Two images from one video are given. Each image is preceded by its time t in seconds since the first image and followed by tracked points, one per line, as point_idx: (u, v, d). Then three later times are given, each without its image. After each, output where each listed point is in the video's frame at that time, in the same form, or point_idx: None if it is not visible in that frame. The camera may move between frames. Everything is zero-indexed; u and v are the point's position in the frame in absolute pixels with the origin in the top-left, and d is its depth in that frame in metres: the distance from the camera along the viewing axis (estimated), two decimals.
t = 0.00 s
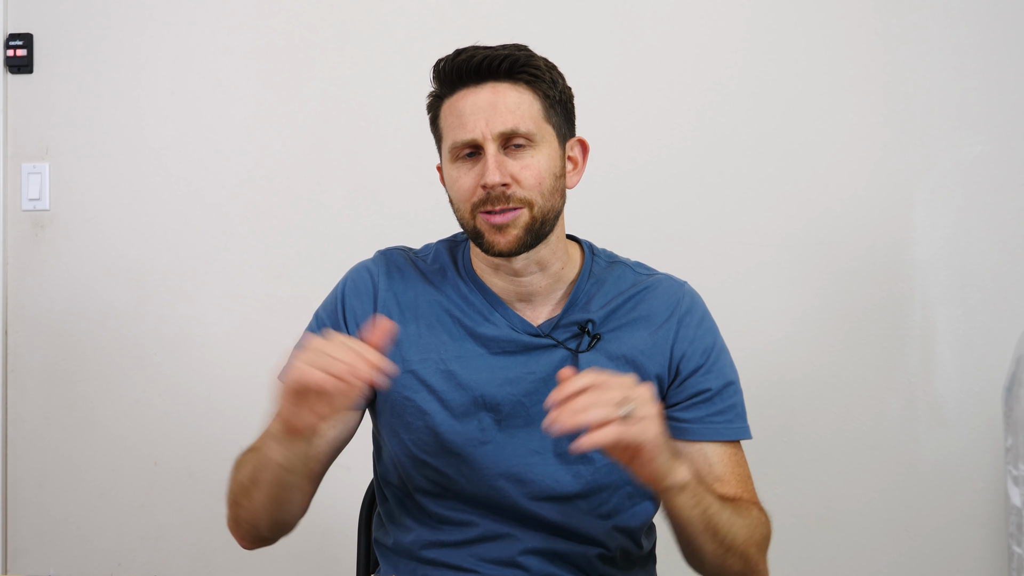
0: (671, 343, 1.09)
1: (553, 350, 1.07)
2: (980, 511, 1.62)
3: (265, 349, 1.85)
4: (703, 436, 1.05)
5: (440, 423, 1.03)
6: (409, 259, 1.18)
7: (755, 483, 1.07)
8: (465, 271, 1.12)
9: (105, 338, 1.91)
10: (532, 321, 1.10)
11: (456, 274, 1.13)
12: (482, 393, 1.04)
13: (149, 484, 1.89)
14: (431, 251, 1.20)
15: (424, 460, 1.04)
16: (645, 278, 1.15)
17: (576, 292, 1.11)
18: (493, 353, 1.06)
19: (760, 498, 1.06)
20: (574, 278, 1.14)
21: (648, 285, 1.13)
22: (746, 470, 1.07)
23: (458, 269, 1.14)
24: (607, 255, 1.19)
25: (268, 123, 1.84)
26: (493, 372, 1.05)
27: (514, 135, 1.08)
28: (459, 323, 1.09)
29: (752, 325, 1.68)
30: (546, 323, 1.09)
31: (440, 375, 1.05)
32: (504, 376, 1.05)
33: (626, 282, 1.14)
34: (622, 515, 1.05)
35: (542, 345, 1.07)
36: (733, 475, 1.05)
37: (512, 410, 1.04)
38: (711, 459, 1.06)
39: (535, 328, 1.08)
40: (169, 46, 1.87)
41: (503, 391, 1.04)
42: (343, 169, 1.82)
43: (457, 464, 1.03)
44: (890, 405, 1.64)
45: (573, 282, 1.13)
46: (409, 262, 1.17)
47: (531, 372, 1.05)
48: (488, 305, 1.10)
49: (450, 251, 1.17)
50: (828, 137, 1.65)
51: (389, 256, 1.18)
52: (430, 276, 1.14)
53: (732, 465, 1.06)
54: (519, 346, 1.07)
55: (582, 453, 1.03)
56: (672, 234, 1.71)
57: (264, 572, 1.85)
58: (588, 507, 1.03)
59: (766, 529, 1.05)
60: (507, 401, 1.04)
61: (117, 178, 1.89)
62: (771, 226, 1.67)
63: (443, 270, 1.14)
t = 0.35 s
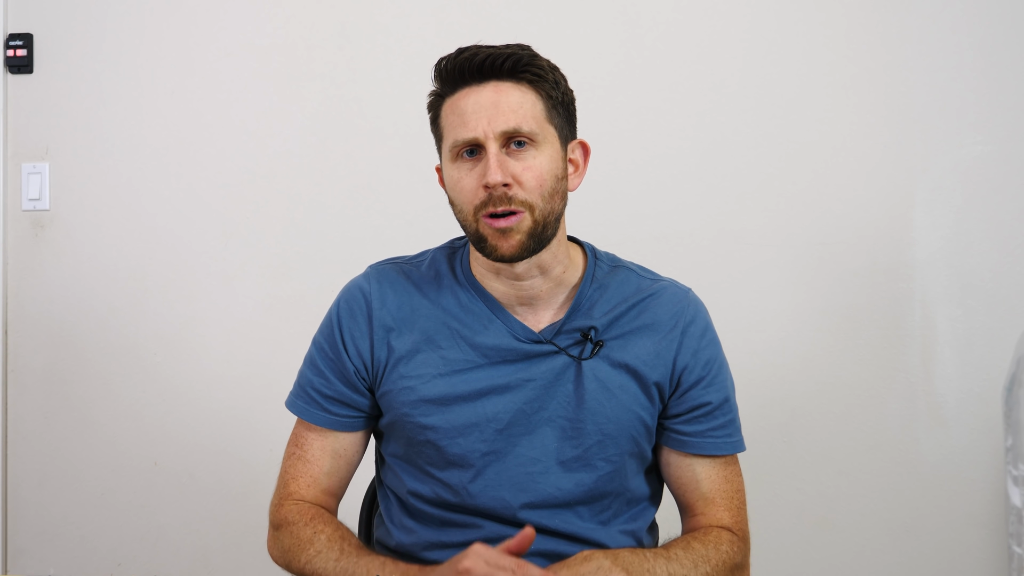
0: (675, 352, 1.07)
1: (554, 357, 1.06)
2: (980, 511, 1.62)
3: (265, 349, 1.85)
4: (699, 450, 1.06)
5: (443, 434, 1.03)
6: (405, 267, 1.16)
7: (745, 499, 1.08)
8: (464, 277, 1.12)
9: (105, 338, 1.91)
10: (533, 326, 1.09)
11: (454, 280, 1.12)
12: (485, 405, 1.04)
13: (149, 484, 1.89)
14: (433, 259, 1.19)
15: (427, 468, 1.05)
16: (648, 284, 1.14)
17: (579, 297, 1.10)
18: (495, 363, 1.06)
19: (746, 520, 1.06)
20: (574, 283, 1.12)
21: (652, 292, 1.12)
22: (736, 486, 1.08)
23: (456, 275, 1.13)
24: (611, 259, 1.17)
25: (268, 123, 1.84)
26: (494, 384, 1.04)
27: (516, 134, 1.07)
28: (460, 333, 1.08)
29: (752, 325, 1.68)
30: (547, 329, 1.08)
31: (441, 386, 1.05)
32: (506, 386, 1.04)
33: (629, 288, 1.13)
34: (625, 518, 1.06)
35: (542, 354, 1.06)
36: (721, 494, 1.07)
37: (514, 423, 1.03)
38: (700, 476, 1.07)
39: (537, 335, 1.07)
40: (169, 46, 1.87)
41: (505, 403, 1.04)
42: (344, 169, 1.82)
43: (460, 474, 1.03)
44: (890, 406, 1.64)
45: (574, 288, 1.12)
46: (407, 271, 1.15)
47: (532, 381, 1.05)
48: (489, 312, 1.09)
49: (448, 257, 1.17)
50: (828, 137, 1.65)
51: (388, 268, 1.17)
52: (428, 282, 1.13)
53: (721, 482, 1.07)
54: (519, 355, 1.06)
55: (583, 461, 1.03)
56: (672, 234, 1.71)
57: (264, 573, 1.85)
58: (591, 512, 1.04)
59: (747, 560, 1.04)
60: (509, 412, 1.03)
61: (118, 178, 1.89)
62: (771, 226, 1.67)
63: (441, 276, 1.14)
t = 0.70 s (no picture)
0: (676, 355, 1.07)
1: (554, 358, 1.06)
2: (980, 511, 1.62)
3: (266, 349, 1.85)
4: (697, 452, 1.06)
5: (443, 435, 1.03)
6: (405, 267, 1.16)
7: (741, 506, 1.07)
8: (464, 277, 1.12)
9: (104, 338, 1.91)
10: (533, 327, 1.09)
11: (454, 279, 1.12)
12: (484, 406, 1.04)
13: (149, 484, 1.89)
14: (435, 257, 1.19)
15: (427, 468, 1.05)
16: (649, 286, 1.14)
17: (580, 297, 1.10)
18: (495, 364, 1.06)
19: (742, 528, 1.05)
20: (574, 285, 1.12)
21: (653, 294, 1.12)
22: (733, 492, 1.07)
23: (456, 274, 1.13)
24: (612, 260, 1.17)
25: (267, 123, 1.84)
26: (493, 385, 1.04)
27: (523, 134, 1.07)
28: (460, 333, 1.08)
29: (752, 325, 1.68)
30: (547, 330, 1.08)
31: (441, 387, 1.05)
32: (505, 387, 1.04)
33: (630, 289, 1.13)
34: (623, 520, 1.06)
35: (542, 354, 1.06)
36: (716, 499, 1.06)
37: (513, 424, 1.03)
38: (696, 479, 1.07)
39: (536, 335, 1.07)
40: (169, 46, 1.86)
41: (505, 404, 1.04)
42: (344, 169, 1.82)
43: (459, 475, 1.03)
44: (890, 406, 1.64)
45: (574, 288, 1.12)
46: (407, 270, 1.15)
47: (532, 382, 1.05)
48: (489, 312, 1.09)
49: (449, 257, 1.17)
50: (828, 137, 1.65)
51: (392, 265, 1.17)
52: (428, 283, 1.13)
53: (717, 486, 1.06)
54: (519, 356, 1.06)
55: (582, 462, 1.03)
56: (672, 234, 1.71)
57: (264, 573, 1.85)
58: (589, 514, 1.04)
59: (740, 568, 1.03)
60: (508, 414, 1.03)
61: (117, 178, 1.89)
62: (771, 226, 1.67)
63: (441, 275, 1.14)
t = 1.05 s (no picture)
0: (674, 366, 1.11)
1: (563, 384, 1.07)
2: (979, 511, 1.68)
3: (267, 349, 1.85)
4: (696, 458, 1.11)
5: (453, 455, 1.04)
6: (413, 276, 1.20)
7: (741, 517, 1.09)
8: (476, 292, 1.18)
9: (105, 338, 1.90)
10: (537, 351, 1.09)
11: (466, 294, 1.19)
12: (494, 432, 1.04)
13: (150, 484, 1.89)
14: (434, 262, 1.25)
15: (437, 488, 1.05)
16: (652, 293, 1.18)
17: (583, 317, 1.12)
18: (504, 386, 1.06)
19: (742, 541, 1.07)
20: (579, 297, 1.15)
21: (651, 306, 1.15)
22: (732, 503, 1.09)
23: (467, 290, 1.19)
24: (613, 271, 1.20)
25: (269, 124, 1.84)
26: (502, 406, 1.05)
27: (536, 143, 1.07)
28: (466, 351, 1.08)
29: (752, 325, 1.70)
30: (553, 357, 1.08)
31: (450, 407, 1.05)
32: (515, 414, 1.05)
33: (632, 301, 1.16)
34: (629, 532, 1.09)
35: (550, 379, 1.06)
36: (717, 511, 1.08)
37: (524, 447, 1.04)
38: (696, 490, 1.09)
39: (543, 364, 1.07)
40: (170, 46, 1.86)
41: (515, 431, 1.04)
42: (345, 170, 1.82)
43: (471, 495, 1.04)
44: (891, 407, 1.67)
45: (580, 301, 1.14)
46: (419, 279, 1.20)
47: (542, 408, 1.05)
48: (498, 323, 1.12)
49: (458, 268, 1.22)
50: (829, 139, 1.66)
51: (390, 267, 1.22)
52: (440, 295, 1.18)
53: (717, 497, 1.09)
54: (528, 382, 1.05)
55: (592, 480, 1.05)
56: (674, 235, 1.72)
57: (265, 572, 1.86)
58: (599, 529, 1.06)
59: None
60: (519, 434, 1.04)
61: (118, 177, 1.89)
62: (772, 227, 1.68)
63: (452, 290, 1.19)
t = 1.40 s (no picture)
0: (675, 367, 1.09)
1: (563, 384, 1.06)
2: (979, 512, 1.69)
3: (267, 348, 1.85)
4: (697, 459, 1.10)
5: (453, 455, 1.04)
6: (419, 277, 1.17)
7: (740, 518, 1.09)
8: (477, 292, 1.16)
9: (105, 338, 1.91)
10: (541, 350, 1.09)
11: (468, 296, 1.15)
12: (495, 432, 1.04)
13: (149, 484, 1.89)
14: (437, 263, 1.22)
15: (435, 487, 1.05)
16: (652, 295, 1.16)
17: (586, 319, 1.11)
18: (505, 386, 1.06)
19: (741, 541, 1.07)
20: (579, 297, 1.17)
21: (652, 306, 1.14)
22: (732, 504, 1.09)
23: (470, 291, 1.16)
24: (614, 272, 1.20)
25: (269, 124, 1.84)
26: (502, 406, 1.05)
27: (519, 142, 1.07)
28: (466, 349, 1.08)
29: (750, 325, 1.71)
30: (554, 358, 1.07)
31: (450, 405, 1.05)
32: (516, 414, 1.04)
33: (633, 302, 1.15)
34: (629, 532, 1.08)
35: (552, 379, 1.06)
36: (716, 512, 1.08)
37: (525, 448, 1.03)
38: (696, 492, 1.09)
39: (544, 363, 1.06)
40: (170, 46, 1.86)
41: (515, 431, 1.04)
42: (344, 170, 1.82)
43: (470, 495, 1.04)
44: (890, 407, 1.68)
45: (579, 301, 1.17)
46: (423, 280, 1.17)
47: (543, 409, 1.05)
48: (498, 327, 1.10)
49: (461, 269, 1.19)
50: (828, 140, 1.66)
51: (393, 266, 1.19)
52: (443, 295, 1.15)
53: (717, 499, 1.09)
54: (530, 382, 1.05)
55: (593, 480, 1.05)
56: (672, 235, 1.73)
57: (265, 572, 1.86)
58: (599, 529, 1.06)
59: None
60: (520, 435, 1.04)
61: (118, 177, 1.89)
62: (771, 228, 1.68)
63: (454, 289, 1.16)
